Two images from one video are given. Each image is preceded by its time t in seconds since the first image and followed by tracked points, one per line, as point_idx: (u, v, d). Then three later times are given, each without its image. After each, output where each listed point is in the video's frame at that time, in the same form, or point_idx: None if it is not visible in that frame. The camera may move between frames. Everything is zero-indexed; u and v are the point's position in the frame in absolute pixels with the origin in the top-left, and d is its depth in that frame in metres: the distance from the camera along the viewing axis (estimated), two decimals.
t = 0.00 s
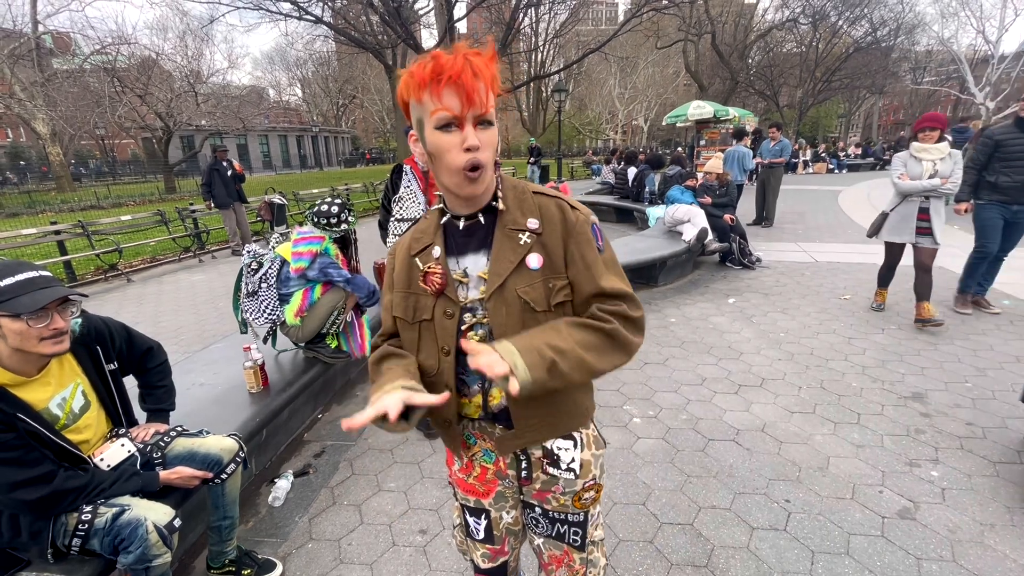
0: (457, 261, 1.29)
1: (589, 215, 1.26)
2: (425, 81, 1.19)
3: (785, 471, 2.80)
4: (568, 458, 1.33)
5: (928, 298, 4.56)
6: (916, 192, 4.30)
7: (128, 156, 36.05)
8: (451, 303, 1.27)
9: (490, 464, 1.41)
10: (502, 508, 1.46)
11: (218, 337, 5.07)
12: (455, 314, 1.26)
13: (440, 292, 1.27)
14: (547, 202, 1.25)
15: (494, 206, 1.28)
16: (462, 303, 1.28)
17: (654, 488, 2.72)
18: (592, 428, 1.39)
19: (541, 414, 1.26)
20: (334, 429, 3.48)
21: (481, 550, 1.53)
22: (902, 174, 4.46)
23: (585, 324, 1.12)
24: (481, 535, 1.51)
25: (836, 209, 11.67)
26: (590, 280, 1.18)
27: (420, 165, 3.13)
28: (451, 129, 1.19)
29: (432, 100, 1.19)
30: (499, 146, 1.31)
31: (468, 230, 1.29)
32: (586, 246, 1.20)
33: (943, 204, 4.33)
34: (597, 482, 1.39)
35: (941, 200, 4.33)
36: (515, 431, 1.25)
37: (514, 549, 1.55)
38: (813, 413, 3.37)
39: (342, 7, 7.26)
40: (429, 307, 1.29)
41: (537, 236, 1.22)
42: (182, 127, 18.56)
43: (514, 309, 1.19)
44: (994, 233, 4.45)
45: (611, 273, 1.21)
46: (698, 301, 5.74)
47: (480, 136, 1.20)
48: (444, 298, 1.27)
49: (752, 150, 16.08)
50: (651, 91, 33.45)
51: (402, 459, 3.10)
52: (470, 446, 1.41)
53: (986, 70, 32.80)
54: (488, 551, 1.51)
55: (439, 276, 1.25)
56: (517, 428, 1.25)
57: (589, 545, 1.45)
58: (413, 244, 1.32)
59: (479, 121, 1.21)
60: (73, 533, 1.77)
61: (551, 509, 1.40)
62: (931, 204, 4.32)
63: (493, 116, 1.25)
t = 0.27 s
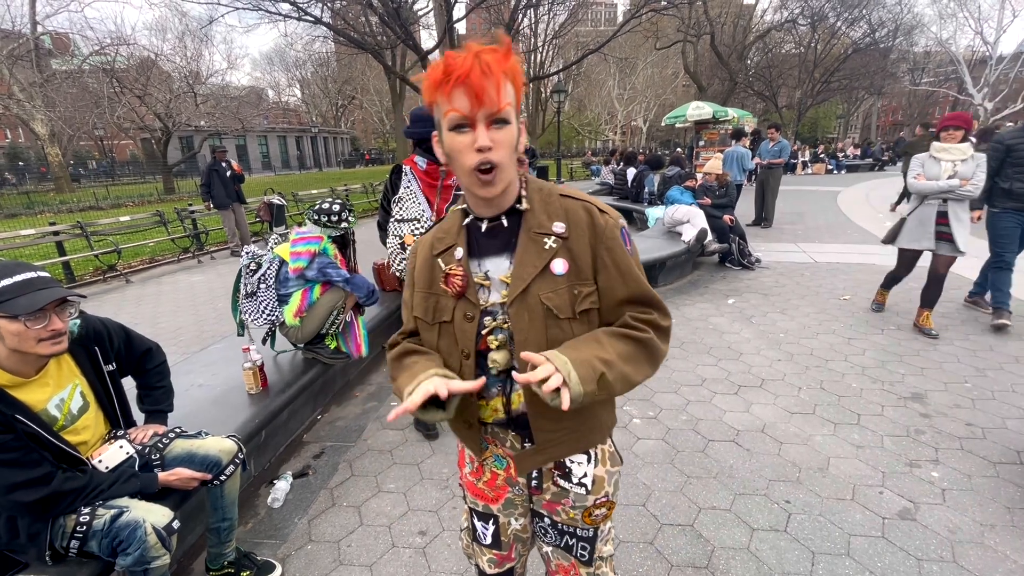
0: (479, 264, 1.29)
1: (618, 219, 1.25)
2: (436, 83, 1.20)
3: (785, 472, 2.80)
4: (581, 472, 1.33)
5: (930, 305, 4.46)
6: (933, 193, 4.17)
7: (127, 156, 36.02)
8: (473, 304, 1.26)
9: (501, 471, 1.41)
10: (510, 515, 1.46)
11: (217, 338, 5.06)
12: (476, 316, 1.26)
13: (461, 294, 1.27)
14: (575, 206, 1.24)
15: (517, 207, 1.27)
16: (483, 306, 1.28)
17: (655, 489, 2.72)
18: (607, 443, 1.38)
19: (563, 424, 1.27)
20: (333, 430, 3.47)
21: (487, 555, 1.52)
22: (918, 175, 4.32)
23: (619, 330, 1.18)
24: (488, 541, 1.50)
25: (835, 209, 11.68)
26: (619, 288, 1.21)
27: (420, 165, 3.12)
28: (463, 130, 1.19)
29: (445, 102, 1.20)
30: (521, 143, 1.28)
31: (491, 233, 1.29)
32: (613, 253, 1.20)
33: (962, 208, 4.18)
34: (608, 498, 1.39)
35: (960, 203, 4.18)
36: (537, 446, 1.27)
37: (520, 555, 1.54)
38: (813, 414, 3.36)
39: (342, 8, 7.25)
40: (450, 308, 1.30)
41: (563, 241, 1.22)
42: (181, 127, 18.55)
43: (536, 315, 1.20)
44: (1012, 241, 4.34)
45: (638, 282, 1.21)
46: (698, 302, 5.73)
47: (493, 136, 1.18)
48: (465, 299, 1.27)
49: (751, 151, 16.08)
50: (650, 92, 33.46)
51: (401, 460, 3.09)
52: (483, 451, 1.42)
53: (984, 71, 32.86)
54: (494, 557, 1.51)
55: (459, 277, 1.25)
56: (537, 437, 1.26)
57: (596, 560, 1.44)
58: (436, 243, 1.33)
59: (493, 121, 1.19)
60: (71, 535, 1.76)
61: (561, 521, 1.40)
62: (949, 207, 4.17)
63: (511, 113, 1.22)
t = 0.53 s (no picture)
0: (506, 264, 1.30)
1: (653, 228, 1.23)
2: (472, 81, 1.19)
3: (784, 473, 2.80)
4: (598, 484, 1.33)
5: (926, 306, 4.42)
6: (948, 193, 4.04)
7: (124, 157, 35.92)
8: (497, 305, 1.27)
9: (515, 475, 1.42)
10: (522, 519, 1.46)
11: (215, 339, 5.04)
12: (500, 316, 1.27)
13: (485, 293, 1.27)
14: (609, 212, 1.23)
15: (548, 210, 1.27)
16: (508, 306, 1.29)
17: (654, 489, 2.72)
18: (626, 455, 1.38)
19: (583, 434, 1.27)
20: (332, 432, 3.46)
21: (496, 559, 1.52)
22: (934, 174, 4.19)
23: (643, 346, 1.16)
24: (497, 544, 1.50)
25: (832, 210, 11.72)
26: (649, 300, 1.19)
27: (418, 165, 3.10)
28: (497, 130, 1.19)
29: (479, 100, 1.20)
30: (555, 142, 1.27)
31: (520, 234, 1.29)
32: (646, 264, 1.18)
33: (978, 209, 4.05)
34: (624, 511, 1.38)
35: (976, 204, 4.05)
36: (554, 455, 1.28)
37: (529, 561, 1.54)
38: (811, 414, 3.37)
39: (340, 8, 7.24)
40: (475, 307, 1.30)
41: (596, 247, 1.21)
42: (179, 128, 18.52)
43: (563, 321, 1.19)
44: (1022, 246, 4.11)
45: (670, 296, 1.19)
46: (696, 302, 5.74)
47: (527, 136, 1.18)
48: (489, 300, 1.28)
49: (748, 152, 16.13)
50: (648, 93, 33.54)
51: (400, 461, 3.08)
52: (497, 454, 1.42)
53: (980, 73, 32.98)
54: (503, 561, 1.51)
55: (484, 276, 1.26)
56: (555, 446, 1.27)
57: (607, 569, 1.44)
58: (464, 240, 1.33)
59: (527, 121, 1.19)
60: (68, 538, 1.75)
61: (573, 529, 1.40)
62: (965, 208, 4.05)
63: (546, 112, 1.21)
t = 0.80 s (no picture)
0: (526, 264, 1.31)
1: (677, 236, 1.23)
2: (503, 73, 1.19)
3: (779, 473, 2.81)
4: (605, 493, 1.33)
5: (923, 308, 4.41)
6: (966, 203, 3.81)
7: (120, 158, 35.81)
8: (514, 305, 1.27)
9: (521, 480, 1.41)
10: (525, 524, 1.45)
11: (211, 340, 5.03)
12: (516, 316, 1.27)
13: (503, 292, 1.28)
14: (634, 217, 1.22)
15: (572, 211, 1.28)
16: (524, 306, 1.29)
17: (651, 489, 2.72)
18: (635, 466, 1.38)
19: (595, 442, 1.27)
20: (328, 433, 3.45)
21: (497, 563, 1.52)
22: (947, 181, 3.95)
23: (660, 356, 1.16)
24: (499, 548, 1.50)
25: (827, 211, 11.78)
26: (670, 310, 1.18)
27: (414, 166, 3.10)
28: (525, 125, 1.19)
29: (509, 94, 1.20)
30: (583, 141, 1.27)
31: (542, 234, 1.30)
32: (669, 272, 1.18)
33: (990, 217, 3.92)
34: (631, 521, 1.38)
35: (989, 213, 3.91)
36: (564, 463, 1.27)
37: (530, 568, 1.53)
38: (806, 414, 3.38)
39: (336, 9, 7.23)
40: (491, 306, 1.30)
41: (618, 252, 1.21)
42: (175, 129, 18.49)
43: (581, 326, 1.19)
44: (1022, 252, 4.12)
45: (691, 308, 1.18)
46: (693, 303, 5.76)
47: (555, 133, 1.18)
48: (506, 299, 1.28)
49: (744, 153, 16.19)
50: (644, 94, 33.64)
51: (397, 463, 3.08)
52: (504, 458, 1.42)
53: (974, 75, 33.18)
54: (504, 566, 1.51)
55: (503, 274, 1.26)
56: (564, 453, 1.27)
57: None
58: (484, 236, 1.34)
59: (556, 117, 1.19)
60: (61, 541, 1.74)
61: (578, 537, 1.40)
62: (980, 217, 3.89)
63: (577, 109, 1.21)
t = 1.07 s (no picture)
0: (540, 264, 1.30)
1: (696, 242, 1.21)
2: (525, 70, 1.19)
3: (777, 474, 2.81)
4: (611, 497, 1.33)
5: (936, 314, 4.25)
6: (980, 203, 3.66)
7: (115, 158, 35.64)
8: (526, 304, 1.27)
9: (524, 482, 1.41)
10: (526, 528, 1.44)
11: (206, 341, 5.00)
12: (528, 316, 1.27)
13: (516, 290, 1.27)
14: (654, 221, 1.21)
15: (591, 213, 1.27)
16: (536, 306, 1.28)
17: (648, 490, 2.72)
18: (641, 471, 1.38)
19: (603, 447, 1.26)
20: (325, 435, 3.44)
21: (497, 566, 1.51)
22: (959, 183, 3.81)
23: (674, 364, 1.16)
24: (499, 551, 1.50)
25: (823, 212, 11.83)
26: (685, 317, 1.18)
27: (410, 166, 3.10)
28: (545, 123, 1.19)
29: (530, 91, 1.20)
30: (605, 142, 1.26)
31: (559, 234, 1.29)
32: (686, 278, 1.17)
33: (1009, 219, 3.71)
34: (634, 526, 1.38)
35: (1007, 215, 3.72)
36: (572, 467, 1.27)
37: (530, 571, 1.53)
38: (803, 415, 3.39)
39: (333, 10, 7.22)
40: (504, 306, 1.30)
41: (636, 256, 1.20)
42: (170, 129, 18.42)
43: (595, 329, 1.19)
44: None
45: (707, 316, 1.17)
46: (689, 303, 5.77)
47: (573, 132, 1.17)
48: (519, 299, 1.27)
49: (740, 154, 16.24)
50: (640, 95, 33.72)
51: (393, 464, 3.07)
52: (508, 459, 1.41)
53: (968, 77, 33.38)
54: (504, 569, 1.50)
55: (517, 273, 1.26)
56: (572, 457, 1.27)
57: None
58: (499, 234, 1.34)
59: (576, 116, 1.18)
60: (55, 544, 1.72)
61: (581, 541, 1.39)
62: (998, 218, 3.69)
63: (598, 108, 1.19)
